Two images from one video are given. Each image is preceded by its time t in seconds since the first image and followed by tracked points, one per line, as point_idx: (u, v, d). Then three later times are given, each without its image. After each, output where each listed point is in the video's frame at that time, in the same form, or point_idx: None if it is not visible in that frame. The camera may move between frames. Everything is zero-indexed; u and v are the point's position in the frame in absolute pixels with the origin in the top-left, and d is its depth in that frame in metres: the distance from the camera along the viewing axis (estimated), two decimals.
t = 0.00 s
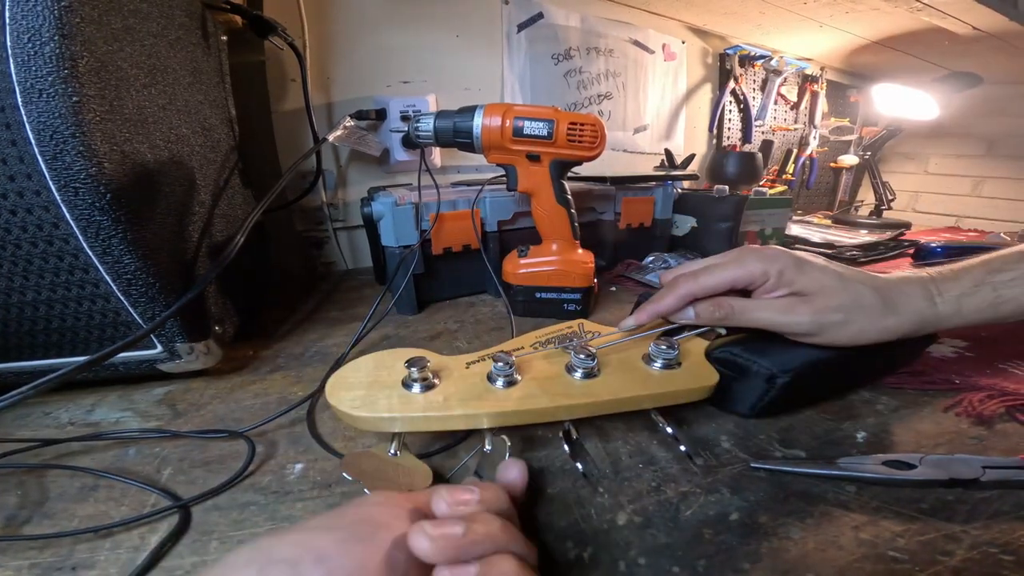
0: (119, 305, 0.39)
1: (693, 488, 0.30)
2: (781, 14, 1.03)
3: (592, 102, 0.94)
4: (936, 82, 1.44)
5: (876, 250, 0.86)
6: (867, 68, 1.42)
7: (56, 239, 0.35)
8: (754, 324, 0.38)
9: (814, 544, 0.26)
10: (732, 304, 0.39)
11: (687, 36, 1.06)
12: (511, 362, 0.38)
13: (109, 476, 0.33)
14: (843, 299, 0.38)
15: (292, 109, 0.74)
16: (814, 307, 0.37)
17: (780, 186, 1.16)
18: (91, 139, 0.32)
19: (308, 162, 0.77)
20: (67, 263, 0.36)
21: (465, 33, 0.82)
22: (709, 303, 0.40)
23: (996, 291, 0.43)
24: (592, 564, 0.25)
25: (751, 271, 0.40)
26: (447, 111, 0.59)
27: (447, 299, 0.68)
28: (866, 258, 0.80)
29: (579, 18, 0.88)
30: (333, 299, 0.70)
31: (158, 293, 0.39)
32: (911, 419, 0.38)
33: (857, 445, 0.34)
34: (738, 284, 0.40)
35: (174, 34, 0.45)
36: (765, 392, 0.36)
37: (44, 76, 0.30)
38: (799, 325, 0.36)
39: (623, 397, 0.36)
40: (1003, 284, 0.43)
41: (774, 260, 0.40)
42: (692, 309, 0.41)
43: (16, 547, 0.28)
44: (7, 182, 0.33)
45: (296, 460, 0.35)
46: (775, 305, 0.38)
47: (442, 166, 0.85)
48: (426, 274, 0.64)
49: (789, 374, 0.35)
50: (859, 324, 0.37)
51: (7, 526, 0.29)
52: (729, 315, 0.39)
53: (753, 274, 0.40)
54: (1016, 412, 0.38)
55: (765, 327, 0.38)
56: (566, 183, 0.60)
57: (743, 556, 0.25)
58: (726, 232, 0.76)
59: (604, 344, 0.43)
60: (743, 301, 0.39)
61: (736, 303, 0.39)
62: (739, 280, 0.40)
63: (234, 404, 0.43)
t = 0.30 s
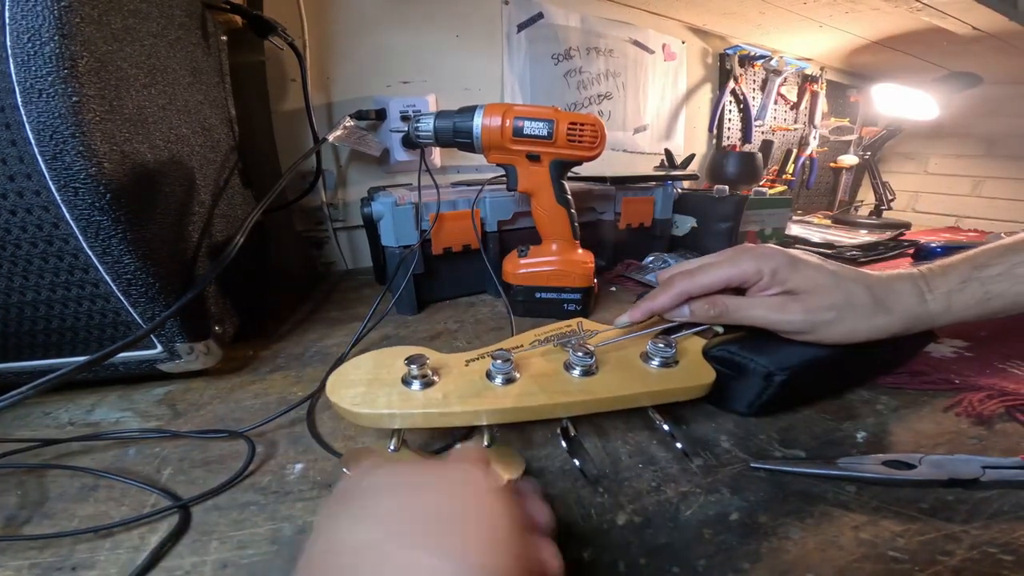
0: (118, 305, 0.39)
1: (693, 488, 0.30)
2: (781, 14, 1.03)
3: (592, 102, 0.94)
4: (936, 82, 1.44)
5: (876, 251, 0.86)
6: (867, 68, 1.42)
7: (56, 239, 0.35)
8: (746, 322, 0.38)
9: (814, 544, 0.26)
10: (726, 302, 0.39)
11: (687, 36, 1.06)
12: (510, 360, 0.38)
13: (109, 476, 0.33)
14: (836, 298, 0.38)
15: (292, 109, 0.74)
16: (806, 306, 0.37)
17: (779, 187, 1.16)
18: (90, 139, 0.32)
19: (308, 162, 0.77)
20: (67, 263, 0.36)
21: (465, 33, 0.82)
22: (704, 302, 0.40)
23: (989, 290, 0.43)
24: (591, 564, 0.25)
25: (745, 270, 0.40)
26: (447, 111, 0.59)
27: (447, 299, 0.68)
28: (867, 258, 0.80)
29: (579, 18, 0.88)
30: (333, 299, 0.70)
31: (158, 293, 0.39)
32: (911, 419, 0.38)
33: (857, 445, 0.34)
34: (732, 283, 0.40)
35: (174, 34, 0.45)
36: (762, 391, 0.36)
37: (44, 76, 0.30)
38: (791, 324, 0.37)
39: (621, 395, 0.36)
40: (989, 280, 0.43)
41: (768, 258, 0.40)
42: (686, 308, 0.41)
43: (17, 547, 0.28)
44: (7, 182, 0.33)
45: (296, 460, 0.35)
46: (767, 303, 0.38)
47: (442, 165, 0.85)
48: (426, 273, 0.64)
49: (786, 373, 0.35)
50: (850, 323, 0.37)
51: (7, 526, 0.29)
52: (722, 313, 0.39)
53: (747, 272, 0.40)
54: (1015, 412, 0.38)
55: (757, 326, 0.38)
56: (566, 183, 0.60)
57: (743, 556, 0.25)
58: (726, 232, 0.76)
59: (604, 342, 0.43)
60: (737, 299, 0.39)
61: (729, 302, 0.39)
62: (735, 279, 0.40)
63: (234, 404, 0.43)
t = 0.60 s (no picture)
0: (118, 305, 0.39)
1: (693, 488, 0.30)
2: (781, 14, 1.03)
3: (592, 102, 0.94)
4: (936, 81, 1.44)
5: (876, 251, 0.86)
6: (866, 68, 1.42)
7: (56, 239, 0.35)
8: (744, 325, 0.38)
9: (814, 544, 0.26)
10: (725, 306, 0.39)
11: (687, 36, 1.06)
12: (510, 360, 0.38)
13: (109, 476, 0.33)
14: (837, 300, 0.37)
15: (292, 109, 0.74)
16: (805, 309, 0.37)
17: (779, 187, 1.16)
18: (91, 139, 0.32)
19: (308, 162, 0.77)
20: (67, 263, 0.36)
21: (465, 33, 0.82)
22: (703, 305, 0.40)
23: (988, 291, 0.43)
24: (592, 564, 0.25)
25: (745, 274, 0.40)
26: (447, 111, 0.59)
27: (448, 299, 0.68)
28: (866, 258, 0.80)
29: (579, 18, 0.88)
30: (333, 299, 0.70)
31: (158, 293, 0.39)
32: (911, 419, 0.38)
33: (857, 445, 0.34)
34: (732, 286, 0.40)
35: (174, 34, 0.45)
36: (762, 392, 0.36)
37: (44, 76, 0.30)
38: (788, 328, 0.37)
39: (622, 395, 0.36)
40: (987, 281, 0.43)
41: (769, 262, 0.40)
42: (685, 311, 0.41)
43: (17, 547, 0.28)
44: (7, 182, 0.33)
45: (296, 460, 0.35)
46: (766, 306, 0.38)
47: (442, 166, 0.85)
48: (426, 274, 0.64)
49: (786, 373, 0.35)
50: (848, 326, 0.37)
51: (7, 526, 0.29)
52: (722, 316, 0.39)
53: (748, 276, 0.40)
54: (1016, 412, 0.38)
55: (755, 329, 0.38)
56: (566, 183, 0.60)
57: (743, 556, 0.25)
58: (726, 232, 0.76)
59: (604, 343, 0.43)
60: (736, 302, 0.39)
61: (728, 305, 0.39)
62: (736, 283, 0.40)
63: (234, 404, 0.43)
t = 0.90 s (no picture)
0: (118, 305, 0.39)
1: (693, 488, 0.30)
2: (781, 14, 1.03)
3: (592, 102, 0.94)
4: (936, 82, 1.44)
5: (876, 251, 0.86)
6: (866, 68, 1.42)
7: (56, 239, 0.35)
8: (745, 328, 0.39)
9: (814, 544, 0.26)
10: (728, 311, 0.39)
11: (687, 36, 1.06)
12: (510, 361, 0.38)
13: (109, 476, 0.33)
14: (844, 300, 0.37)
15: (292, 109, 0.74)
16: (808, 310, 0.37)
17: (779, 187, 1.16)
18: (91, 139, 0.32)
19: (308, 162, 0.77)
20: (67, 263, 0.36)
21: (465, 33, 0.82)
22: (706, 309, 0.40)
23: (988, 292, 0.43)
24: (592, 564, 0.25)
25: (750, 279, 0.39)
26: (447, 111, 0.59)
27: (448, 299, 0.68)
28: (866, 258, 0.80)
29: (579, 18, 0.88)
30: (333, 299, 0.70)
31: (158, 293, 0.39)
32: (911, 419, 0.38)
33: (857, 445, 0.34)
34: (736, 291, 0.39)
35: (174, 34, 0.45)
36: (762, 393, 0.36)
37: (44, 76, 0.30)
38: (790, 332, 0.37)
39: (622, 396, 0.36)
40: (987, 282, 0.43)
41: (774, 266, 0.39)
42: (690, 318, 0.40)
43: (17, 546, 0.28)
44: (7, 182, 0.33)
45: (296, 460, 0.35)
46: (768, 311, 0.38)
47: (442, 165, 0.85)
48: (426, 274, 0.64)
49: (786, 374, 0.35)
50: (849, 331, 0.37)
51: (7, 526, 0.29)
52: (724, 320, 0.39)
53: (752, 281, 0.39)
54: (1016, 412, 0.38)
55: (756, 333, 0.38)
56: (566, 183, 0.60)
57: (743, 556, 0.25)
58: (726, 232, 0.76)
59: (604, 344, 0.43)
60: (739, 307, 0.39)
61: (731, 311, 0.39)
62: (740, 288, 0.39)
63: (234, 404, 0.43)
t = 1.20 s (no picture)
0: (120, 305, 0.39)
1: (694, 488, 0.30)
2: (782, 14, 1.03)
3: (593, 101, 0.94)
4: (937, 82, 1.44)
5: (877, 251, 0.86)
6: (868, 68, 1.42)
7: (58, 239, 0.35)
8: (744, 329, 0.39)
9: (815, 545, 0.26)
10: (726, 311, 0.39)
11: (688, 36, 1.06)
12: (511, 360, 0.38)
13: (111, 475, 0.33)
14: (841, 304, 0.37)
15: (293, 109, 0.74)
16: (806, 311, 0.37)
17: (781, 187, 1.16)
18: (92, 140, 0.32)
19: (310, 162, 0.77)
20: (69, 263, 0.36)
21: (466, 33, 0.82)
22: (705, 311, 0.40)
23: (989, 292, 0.42)
24: (592, 564, 0.25)
25: (747, 279, 0.39)
26: (447, 111, 0.59)
27: (448, 299, 0.68)
28: (868, 258, 0.80)
29: (579, 17, 0.88)
30: (334, 299, 0.70)
31: (160, 292, 0.39)
32: (912, 420, 0.37)
33: (858, 445, 0.34)
34: (735, 291, 0.39)
35: (176, 34, 0.45)
36: (762, 393, 0.36)
37: (47, 76, 0.30)
38: (789, 333, 0.37)
39: (622, 395, 0.36)
40: (989, 281, 0.43)
41: (771, 267, 0.39)
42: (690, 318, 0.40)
43: (18, 546, 0.28)
44: (9, 182, 0.33)
45: (297, 460, 0.35)
46: (766, 311, 0.38)
47: (443, 165, 0.85)
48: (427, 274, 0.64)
49: (786, 374, 0.35)
50: (848, 332, 0.37)
51: (8, 526, 0.29)
52: (723, 320, 0.39)
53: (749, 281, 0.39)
54: (1018, 412, 0.38)
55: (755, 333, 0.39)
56: (566, 182, 0.60)
57: (743, 556, 0.25)
58: (727, 232, 0.76)
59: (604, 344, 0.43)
60: (738, 307, 0.39)
61: (730, 311, 0.39)
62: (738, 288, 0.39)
63: (235, 404, 0.43)
